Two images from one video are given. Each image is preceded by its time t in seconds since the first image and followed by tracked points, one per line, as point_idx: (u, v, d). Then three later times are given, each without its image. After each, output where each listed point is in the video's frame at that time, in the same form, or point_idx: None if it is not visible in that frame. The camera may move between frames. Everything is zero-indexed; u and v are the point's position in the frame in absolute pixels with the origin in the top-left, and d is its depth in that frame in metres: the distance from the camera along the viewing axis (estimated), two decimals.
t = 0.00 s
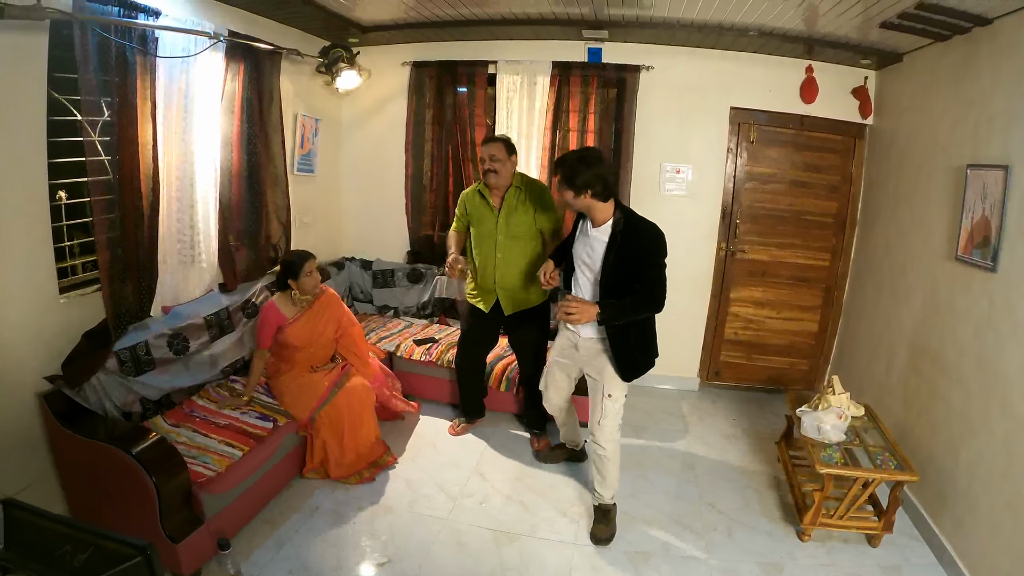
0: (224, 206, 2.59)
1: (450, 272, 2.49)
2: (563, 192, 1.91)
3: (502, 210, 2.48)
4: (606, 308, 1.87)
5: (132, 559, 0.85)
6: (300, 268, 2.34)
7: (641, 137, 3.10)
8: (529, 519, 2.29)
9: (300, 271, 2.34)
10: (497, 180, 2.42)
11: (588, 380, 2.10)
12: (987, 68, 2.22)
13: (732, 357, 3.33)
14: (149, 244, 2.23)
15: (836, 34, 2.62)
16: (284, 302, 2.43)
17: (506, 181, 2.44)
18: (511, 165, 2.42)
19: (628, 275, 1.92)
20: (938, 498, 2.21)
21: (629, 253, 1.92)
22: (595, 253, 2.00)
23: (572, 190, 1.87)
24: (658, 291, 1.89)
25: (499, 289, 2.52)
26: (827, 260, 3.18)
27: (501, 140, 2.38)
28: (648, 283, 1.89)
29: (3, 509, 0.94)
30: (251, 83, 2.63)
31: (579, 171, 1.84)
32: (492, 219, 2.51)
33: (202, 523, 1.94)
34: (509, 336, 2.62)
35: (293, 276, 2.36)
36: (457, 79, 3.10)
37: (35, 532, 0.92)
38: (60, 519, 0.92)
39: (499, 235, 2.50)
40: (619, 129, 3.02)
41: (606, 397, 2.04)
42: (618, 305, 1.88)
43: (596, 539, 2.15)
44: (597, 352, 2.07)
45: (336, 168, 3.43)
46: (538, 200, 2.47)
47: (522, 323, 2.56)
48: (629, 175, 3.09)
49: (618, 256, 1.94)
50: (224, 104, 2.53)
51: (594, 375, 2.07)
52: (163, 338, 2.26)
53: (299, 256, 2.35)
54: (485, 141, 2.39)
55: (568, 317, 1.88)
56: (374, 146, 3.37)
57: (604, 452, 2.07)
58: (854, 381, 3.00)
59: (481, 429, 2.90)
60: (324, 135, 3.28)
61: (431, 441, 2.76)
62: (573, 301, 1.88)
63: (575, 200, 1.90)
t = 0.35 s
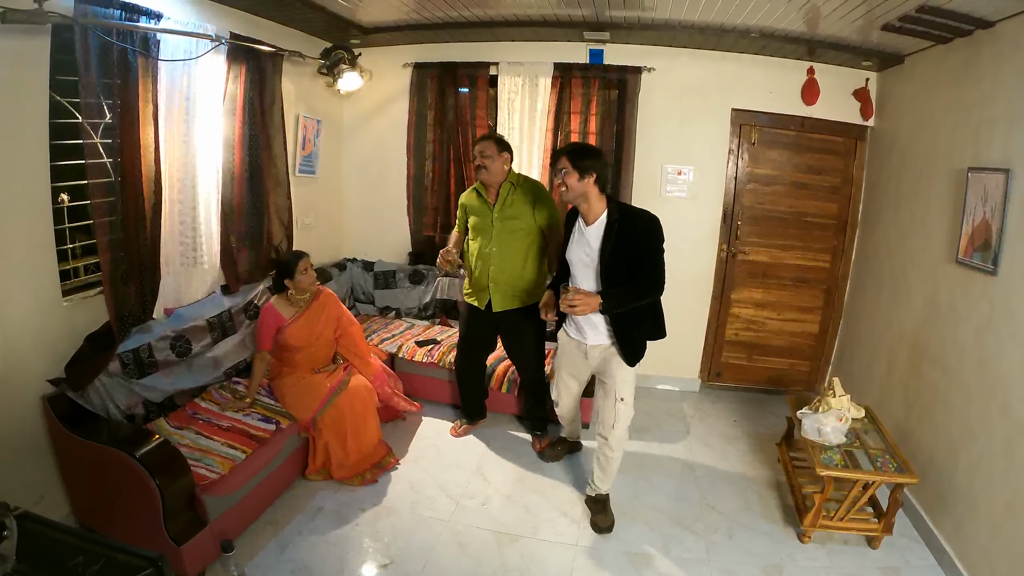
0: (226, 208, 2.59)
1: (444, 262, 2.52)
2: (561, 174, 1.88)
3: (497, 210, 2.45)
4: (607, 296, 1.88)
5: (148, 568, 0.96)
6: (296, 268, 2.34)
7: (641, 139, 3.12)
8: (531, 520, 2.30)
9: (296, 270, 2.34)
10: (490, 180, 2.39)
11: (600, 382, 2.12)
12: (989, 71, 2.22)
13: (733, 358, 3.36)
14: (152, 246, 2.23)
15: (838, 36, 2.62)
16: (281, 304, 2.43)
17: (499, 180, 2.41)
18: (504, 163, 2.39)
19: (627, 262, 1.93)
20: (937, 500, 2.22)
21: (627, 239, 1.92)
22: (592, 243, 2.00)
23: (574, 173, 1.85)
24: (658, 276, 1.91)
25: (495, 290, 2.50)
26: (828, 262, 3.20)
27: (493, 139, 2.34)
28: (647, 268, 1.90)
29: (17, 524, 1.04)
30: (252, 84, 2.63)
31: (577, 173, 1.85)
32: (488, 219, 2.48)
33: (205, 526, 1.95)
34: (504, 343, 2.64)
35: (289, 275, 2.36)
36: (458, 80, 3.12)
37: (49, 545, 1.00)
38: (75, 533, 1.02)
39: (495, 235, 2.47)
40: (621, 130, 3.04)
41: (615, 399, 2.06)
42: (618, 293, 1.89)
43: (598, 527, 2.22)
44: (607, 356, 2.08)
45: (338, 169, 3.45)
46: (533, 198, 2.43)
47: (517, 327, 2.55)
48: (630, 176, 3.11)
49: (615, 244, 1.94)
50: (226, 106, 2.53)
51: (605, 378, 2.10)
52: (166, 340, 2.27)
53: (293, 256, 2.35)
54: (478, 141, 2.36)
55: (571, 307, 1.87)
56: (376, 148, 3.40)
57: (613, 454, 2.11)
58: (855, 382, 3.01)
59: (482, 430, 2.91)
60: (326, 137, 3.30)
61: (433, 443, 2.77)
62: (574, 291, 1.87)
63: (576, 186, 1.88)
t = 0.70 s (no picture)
0: (227, 209, 2.59)
1: (438, 264, 2.51)
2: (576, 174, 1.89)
3: (496, 211, 2.46)
4: (603, 301, 1.89)
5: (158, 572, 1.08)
6: (294, 268, 2.34)
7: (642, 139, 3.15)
8: (532, 521, 2.31)
9: (294, 270, 2.34)
10: (488, 180, 2.41)
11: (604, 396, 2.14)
12: (990, 72, 2.22)
13: (734, 359, 3.41)
14: (154, 247, 2.23)
15: (839, 37, 2.62)
16: (281, 304, 2.43)
17: (496, 181, 2.43)
18: (501, 164, 2.41)
19: (634, 266, 1.92)
20: (937, 502, 2.22)
21: (638, 242, 1.90)
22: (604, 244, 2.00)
23: (588, 174, 1.86)
24: (664, 282, 1.88)
25: (494, 290, 2.49)
26: (828, 262, 3.23)
27: (489, 140, 2.37)
28: (652, 276, 1.87)
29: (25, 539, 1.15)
30: (253, 85, 2.62)
31: (592, 172, 1.85)
32: (485, 220, 2.48)
33: (207, 528, 1.96)
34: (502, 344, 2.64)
35: (287, 275, 2.36)
36: (460, 81, 3.13)
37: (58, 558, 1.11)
38: (80, 547, 1.14)
39: (493, 236, 2.47)
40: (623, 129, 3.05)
41: (613, 420, 2.09)
42: (618, 298, 1.88)
43: (599, 531, 2.21)
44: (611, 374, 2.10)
45: (339, 170, 3.48)
46: (530, 199, 2.47)
47: (514, 328, 2.55)
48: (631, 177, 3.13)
49: (624, 246, 1.93)
50: (227, 107, 2.53)
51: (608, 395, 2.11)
52: (167, 342, 2.28)
53: (290, 255, 2.35)
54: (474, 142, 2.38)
55: (562, 305, 1.89)
56: (378, 148, 3.43)
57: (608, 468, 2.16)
58: (857, 383, 3.02)
59: (483, 431, 2.92)
60: (327, 137, 3.32)
61: (435, 444, 2.78)
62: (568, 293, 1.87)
63: (592, 186, 1.89)
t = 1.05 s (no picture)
0: (230, 210, 2.60)
1: (439, 269, 2.57)
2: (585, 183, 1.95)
3: (492, 211, 2.46)
4: (564, 302, 1.87)
5: None
6: (296, 268, 2.36)
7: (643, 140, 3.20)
8: (534, 520, 2.32)
9: (296, 269, 2.36)
10: (482, 182, 2.41)
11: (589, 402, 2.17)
12: (990, 74, 2.23)
13: (734, 358, 3.43)
14: (158, 249, 2.23)
15: (840, 37, 2.63)
16: (283, 304, 2.44)
17: (491, 181, 2.43)
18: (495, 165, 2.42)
19: (614, 277, 1.91)
20: (937, 501, 2.24)
21: (621, 251, 1.88)
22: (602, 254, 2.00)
23: (592, 185, 1.90)
24: (631, 298, 1.82)
25: (495, 290, 2.49)
26: (829, 262, 3.26)
27: (481, 141, 2.39)
28: (622, 289, 1.84)
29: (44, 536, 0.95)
30: (256, 87, 2.64)
31: (596, 185, 1.90)
32: (481, 221, 2.48)
33: (212, 527, 1.97)
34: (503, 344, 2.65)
35: (288, 274, 2.37)
36: (461, 81, 3.21)
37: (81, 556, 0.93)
38: (104, 548, 0.95)
39: (491, 236, 2.47)
40: (624, 129, 3.09)
41: (594, 423, 2.10)
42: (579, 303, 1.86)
43: (600, 531, 2.23)
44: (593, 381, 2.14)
45: (341, 169, 3.53)
46: (526, 198, 2.48)
47: (514, 327, 2.56)
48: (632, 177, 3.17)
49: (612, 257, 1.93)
50: (231, 108, 2.54)
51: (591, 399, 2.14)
52: (171, 343, 2.27)
53: (292, 254, 2.36)
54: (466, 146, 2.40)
55: (528, 301, 1.85)
56: (381, 147, 3.48)
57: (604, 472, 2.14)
58: (857, 382, 3.04)
59: (485, 431, 2.93)
60: (330, 137, 3.37)
61: (438, 443, 2.79)
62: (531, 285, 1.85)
63: (596, 197, 1.93)
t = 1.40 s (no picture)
0: (235, 209, 2.61)
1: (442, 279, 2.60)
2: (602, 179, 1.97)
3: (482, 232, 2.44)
4: (547, 284, 1.91)
5: None
6: (303, 267, 2.37)
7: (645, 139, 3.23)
8: (539, 517, 2.35)
9: (303, 269, 2.37)
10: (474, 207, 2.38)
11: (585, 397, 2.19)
12: (991, 75, 2.25)
13: (735, 355, 3.46)
14: (164, 249, 2.24)
15: (841, 37, 2.65)
16: (290, 303, 2.46)
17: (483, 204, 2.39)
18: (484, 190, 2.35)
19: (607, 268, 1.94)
20: (937, 497, 2.27)
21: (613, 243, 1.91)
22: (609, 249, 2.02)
23: (609, 185, 1.92)
24: (609, 287, 1.83)
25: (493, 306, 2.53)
26: (831, 261, 3.29)
27: (467, 167, 2.29)
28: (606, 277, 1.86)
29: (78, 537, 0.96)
30: (260, 87, 2.66)
31: (613, 184, 1.91)
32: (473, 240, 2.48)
33: (220, 525, 1.98)
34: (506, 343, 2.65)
35: (296, 273, 2.38)
36: (464, 81, 3.25)
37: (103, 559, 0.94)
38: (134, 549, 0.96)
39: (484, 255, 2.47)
40: (626, 129, 3.13)
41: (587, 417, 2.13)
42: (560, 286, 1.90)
43: (604, 529, 2.25)
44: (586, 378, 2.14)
45: (344, 168, 3.56)
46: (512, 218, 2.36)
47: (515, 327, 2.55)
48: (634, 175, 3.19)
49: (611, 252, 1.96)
50: (236, 108, 2.55)
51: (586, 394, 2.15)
52: (178, 343, 2.28)
53: (299, 254, 2.37)
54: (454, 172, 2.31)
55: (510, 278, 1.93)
56: (384, 146, 3.51)
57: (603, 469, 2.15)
58: (858, 380, 3.07)
59: (490, 429, 2.95)
60: (333, 136, 3.40)
61: (442, 440, 2.82)
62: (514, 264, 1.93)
63: (610, 195, 1.95)
